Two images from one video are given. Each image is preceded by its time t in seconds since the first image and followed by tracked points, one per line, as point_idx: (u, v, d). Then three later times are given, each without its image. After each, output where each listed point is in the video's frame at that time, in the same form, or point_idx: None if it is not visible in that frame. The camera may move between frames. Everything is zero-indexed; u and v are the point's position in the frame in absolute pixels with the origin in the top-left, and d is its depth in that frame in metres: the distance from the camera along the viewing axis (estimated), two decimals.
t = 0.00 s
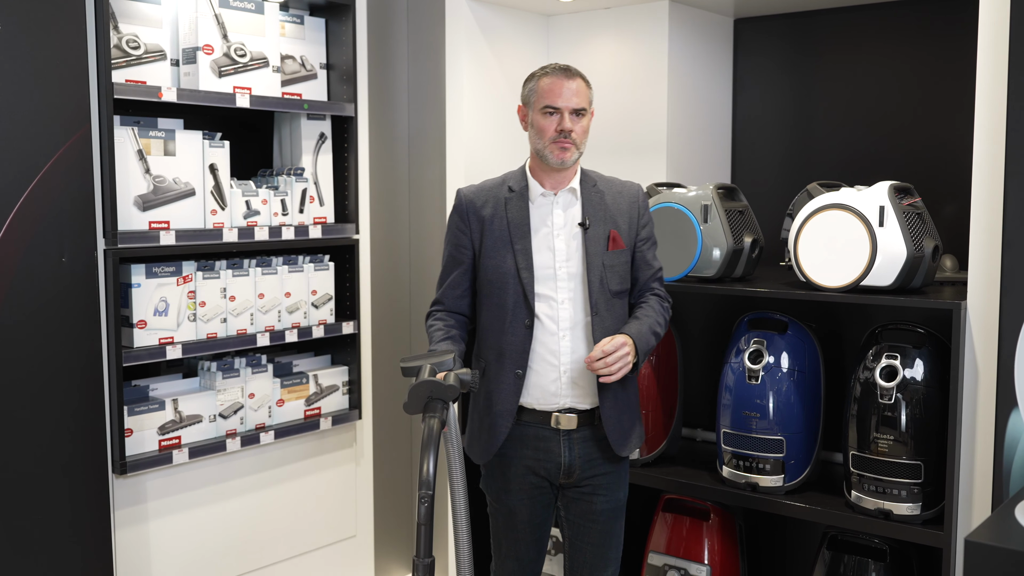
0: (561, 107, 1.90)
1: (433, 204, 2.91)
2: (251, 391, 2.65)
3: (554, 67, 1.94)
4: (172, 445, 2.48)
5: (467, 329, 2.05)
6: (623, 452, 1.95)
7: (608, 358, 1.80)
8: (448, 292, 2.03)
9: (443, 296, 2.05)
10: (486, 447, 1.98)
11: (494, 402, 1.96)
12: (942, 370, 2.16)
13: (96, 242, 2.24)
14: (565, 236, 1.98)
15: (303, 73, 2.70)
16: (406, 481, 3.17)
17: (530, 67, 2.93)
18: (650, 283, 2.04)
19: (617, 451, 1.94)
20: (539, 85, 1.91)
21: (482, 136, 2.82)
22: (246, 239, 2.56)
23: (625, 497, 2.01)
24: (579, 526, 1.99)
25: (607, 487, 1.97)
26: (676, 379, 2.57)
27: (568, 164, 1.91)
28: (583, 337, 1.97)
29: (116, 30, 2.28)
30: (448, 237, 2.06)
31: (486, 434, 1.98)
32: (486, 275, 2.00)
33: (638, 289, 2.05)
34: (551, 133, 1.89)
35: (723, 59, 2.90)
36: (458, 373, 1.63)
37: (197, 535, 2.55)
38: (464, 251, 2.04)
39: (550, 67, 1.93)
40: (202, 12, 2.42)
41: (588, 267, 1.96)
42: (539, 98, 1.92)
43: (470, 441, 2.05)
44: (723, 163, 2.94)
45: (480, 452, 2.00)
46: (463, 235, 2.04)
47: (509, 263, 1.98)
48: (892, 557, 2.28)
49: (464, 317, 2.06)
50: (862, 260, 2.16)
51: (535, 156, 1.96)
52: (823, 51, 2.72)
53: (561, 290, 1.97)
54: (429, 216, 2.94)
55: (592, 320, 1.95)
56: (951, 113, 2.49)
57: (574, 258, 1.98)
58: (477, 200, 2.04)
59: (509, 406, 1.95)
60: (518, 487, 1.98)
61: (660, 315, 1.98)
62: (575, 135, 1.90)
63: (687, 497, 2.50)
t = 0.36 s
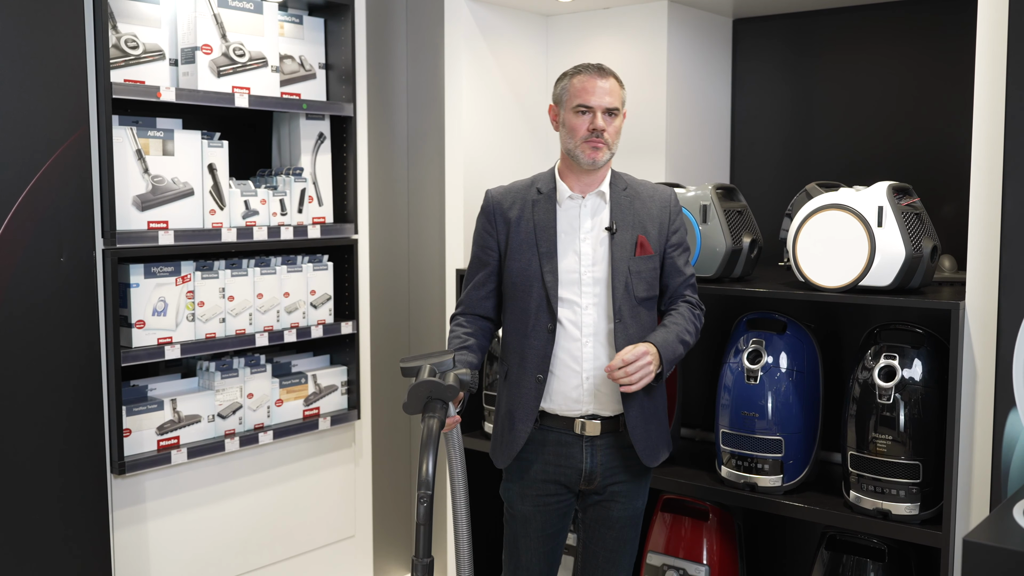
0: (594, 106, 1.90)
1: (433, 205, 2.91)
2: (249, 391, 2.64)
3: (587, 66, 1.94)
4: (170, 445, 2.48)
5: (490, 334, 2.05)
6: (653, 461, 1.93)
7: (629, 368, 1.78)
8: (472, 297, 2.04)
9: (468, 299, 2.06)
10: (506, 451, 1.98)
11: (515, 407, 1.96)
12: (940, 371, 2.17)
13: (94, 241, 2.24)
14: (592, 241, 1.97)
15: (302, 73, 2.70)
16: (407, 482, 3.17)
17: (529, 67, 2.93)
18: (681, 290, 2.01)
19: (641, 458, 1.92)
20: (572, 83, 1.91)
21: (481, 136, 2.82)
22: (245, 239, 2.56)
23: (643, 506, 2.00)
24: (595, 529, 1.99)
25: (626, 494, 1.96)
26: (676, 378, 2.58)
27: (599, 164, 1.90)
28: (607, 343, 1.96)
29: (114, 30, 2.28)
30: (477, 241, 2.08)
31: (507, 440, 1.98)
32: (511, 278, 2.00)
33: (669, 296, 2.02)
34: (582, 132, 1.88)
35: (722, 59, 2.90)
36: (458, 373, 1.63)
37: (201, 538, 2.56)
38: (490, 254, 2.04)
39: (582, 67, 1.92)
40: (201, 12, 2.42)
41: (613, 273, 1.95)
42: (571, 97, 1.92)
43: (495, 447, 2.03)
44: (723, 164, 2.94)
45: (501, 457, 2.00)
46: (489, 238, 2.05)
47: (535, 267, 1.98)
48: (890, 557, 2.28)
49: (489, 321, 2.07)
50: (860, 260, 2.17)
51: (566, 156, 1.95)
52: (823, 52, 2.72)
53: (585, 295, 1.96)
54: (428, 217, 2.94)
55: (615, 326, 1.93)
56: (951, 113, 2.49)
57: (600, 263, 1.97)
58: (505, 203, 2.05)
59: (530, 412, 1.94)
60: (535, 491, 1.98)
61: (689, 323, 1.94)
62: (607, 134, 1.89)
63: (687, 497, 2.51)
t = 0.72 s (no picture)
0: (604, 106, 1.90)
1: (424, 205, 2.91)
2: (239, 391, 2.64)
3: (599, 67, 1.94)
4: (161, 445, 2.47)
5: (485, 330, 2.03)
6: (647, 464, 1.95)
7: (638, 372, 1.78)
8: (471, 293, 2.01)
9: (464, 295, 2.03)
10: (501, 450, 1.97)
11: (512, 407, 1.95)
12: (929, 369, 2.17)
13: (84, 241, 2.23)
14: (596, 244, 1.97)
15: (292, 72, 2.70)
16: (399, 480, 3.17)
17: (519, 67, 2.93)
18: (680, 295, 2.02)
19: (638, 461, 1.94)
20: (584, 82, 1.91)
21: (472, 136, 2.82)
22: (235, 239, 2.56)
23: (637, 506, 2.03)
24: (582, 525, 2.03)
25: (618, 492, 1.98)
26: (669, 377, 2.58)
27: (607, 165, 1.90)
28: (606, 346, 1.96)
29: (104, 29, 2.27)
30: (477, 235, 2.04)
31: (501, 438, 1.97)
32: (514, 277, 1.99)
33: (666, 300, 2.03)
34: (592, 131, 1.88)
35: (713, 59, 2.91)
36: (452, 373, 1.62)
37: (193, 540, 2.56)
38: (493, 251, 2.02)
39: (594, 67, 1.93)
40: (190, 11, 2.41)
41: (616, 276, 1.95)
42: (582, 96, 1.91)
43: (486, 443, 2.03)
44: (713, 164, 2.95)
45: (495, 455, 1.99)
46: (492, 234, 2.02)
47: (539, 267, 1.97)
48: (879, 555, 2.29)
49: (486, 318, 2.03)
50: (850, 260, 2.17)
51: (573, 155, 1.95)
52: (812, 52, 2.73)
53: (587, 298, 1.96)
54: (420, 216, 2.95)
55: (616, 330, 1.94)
56: (939, 113, 2.51)
57: (603, 265, 1.97)
58: (509, 200, 2.02)
59: (528, 413, 1.94)
60: (529, 491, 1.98)
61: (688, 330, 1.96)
62: (616, 135, 1.89)
63: (680, 497, 2.51)
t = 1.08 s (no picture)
0: (580, 107, 1.91)
1: (415, 204, 2.91)
2: (231, 391, 2.63)
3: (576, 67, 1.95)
4: (152, 446, 2.46)
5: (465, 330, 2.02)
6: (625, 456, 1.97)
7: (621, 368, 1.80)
8: (450, 291, 2.00)
9: (443, 295, 2.01)
10: (484, 449, 1.97)
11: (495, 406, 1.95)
12: (919, 368, 2.18)
13: (74, 241, 2.22)
14: (574, 242, 1.99)
15: (283, 72, 2.69)
16: (389, 479, 3.16)
17: (510, 67, 2.93)
18: (655, 293, 2.05)
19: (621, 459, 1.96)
20: (561, 83, 1.92)
21: (463, 135, 2.83)
22: (226, 239, 2.55)
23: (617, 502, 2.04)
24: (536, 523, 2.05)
25: (599, 488, 1.99)
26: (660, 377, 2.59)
27: (583, 166, 1.91)
28: (586, 343, 1.98)
29: (94, 28, 2.26)
30: (454, 234, 2.04)
31: (484, 437, 1.97)
32: (494, 275, 1.98)
33: (642, 298, 2.06)
34: (569, 132, 1.90)
35: (704, 59, 2.91)
36: (445, 373, 1.62)
37: (184, 540, 2.55)
38: (471, 250, 2.01)
39: (570, 67, 1.94)
40: (181, 11, 2.40)
41: (595, 274, 1.97)
42: (558, 97, 1.92)
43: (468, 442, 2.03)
44: (704, 164, 2.95)
45: (477, 454, 1.99)
46: (470, 232, 2.01)
47: (519, 264, 1.97)
48: (871, 553, 2.29)
49: (465, 316, 2.03)
50: (841, 260, 2.17)
51: (549, 155, 1.96)
52: (803, 52, 2.74)
53: (567, 295, 1.97)
54: (411, 216, 2.95)
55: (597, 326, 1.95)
56: (928, 112, 2.52)
57: (582, 263, 1.99)
58: (487, 198, 2.02)
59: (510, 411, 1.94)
60: (512, 491, 1.97)
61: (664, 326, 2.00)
62: (592, 136, 1.91)
63: (671, 496, 2.51)
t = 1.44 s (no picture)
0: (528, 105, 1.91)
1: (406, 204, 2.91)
2: (223, 391, 2.63)
3: (521, 66, 1.95)
4: (144, 446, 2.46)
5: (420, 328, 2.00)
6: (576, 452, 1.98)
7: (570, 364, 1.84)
8: (403, 290, 1.97)
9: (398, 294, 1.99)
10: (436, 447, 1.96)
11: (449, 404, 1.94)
12: (912, 368, 2.18)
13: (66, 242, 2.21)
14: (523, 239, 1.99)
15: (275, 72, 2.69)
16: (380, 479, 3.16)
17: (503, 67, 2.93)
18: (603, 290, 2.07)
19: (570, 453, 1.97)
20: (507, 82, 1.92)
21: (456, 135, 2.83)
22: (218, 239, 2.55)
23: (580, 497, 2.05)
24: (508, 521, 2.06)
25: (560, 485, 2.00)
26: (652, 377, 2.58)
27: (532, 163, 1.92)
28: (536, 339, 1.98)
29: (86, 28, 2.26)
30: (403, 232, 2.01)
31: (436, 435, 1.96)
32: (445, 271, 1.97)
33: (591, 296, 2.07)
34: (517, 129, 1.90)
35: (697, 59, 2.92)
36: (437, 374, 1.62)
37: (174, 540, 2.54)
38: (422, 248, 1.99)
39: (517, 66, 1.94)
40: (173, 11, 2.40)
41: (546, 270, 1.97)
42: (505, 94, 1.93)
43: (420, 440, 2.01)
44: (696, 164, 2.95)
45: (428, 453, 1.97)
46: (421, 230, 1.99)
47: (470, 261, 1.96)
48: (863, 553, 2.29)
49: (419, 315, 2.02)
50: (833, 260, 2.17)
51: (498, 153, 1.96)
52: (794, 52, 2.74)
53: (517, 291, 1.97)
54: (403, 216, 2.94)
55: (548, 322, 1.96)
56: (919, 112, 2.52)
57: (533, 260, 1.99)
58: (437, 196, 2.00)
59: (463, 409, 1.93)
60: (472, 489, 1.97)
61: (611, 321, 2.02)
62: (540, 133, 1.91)
63: (664, 496, 2.50)
